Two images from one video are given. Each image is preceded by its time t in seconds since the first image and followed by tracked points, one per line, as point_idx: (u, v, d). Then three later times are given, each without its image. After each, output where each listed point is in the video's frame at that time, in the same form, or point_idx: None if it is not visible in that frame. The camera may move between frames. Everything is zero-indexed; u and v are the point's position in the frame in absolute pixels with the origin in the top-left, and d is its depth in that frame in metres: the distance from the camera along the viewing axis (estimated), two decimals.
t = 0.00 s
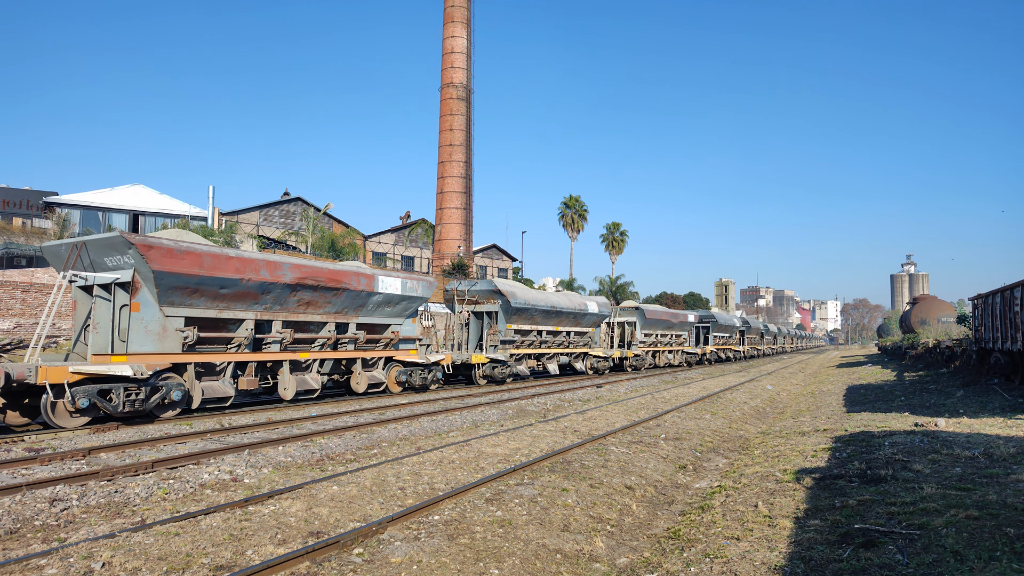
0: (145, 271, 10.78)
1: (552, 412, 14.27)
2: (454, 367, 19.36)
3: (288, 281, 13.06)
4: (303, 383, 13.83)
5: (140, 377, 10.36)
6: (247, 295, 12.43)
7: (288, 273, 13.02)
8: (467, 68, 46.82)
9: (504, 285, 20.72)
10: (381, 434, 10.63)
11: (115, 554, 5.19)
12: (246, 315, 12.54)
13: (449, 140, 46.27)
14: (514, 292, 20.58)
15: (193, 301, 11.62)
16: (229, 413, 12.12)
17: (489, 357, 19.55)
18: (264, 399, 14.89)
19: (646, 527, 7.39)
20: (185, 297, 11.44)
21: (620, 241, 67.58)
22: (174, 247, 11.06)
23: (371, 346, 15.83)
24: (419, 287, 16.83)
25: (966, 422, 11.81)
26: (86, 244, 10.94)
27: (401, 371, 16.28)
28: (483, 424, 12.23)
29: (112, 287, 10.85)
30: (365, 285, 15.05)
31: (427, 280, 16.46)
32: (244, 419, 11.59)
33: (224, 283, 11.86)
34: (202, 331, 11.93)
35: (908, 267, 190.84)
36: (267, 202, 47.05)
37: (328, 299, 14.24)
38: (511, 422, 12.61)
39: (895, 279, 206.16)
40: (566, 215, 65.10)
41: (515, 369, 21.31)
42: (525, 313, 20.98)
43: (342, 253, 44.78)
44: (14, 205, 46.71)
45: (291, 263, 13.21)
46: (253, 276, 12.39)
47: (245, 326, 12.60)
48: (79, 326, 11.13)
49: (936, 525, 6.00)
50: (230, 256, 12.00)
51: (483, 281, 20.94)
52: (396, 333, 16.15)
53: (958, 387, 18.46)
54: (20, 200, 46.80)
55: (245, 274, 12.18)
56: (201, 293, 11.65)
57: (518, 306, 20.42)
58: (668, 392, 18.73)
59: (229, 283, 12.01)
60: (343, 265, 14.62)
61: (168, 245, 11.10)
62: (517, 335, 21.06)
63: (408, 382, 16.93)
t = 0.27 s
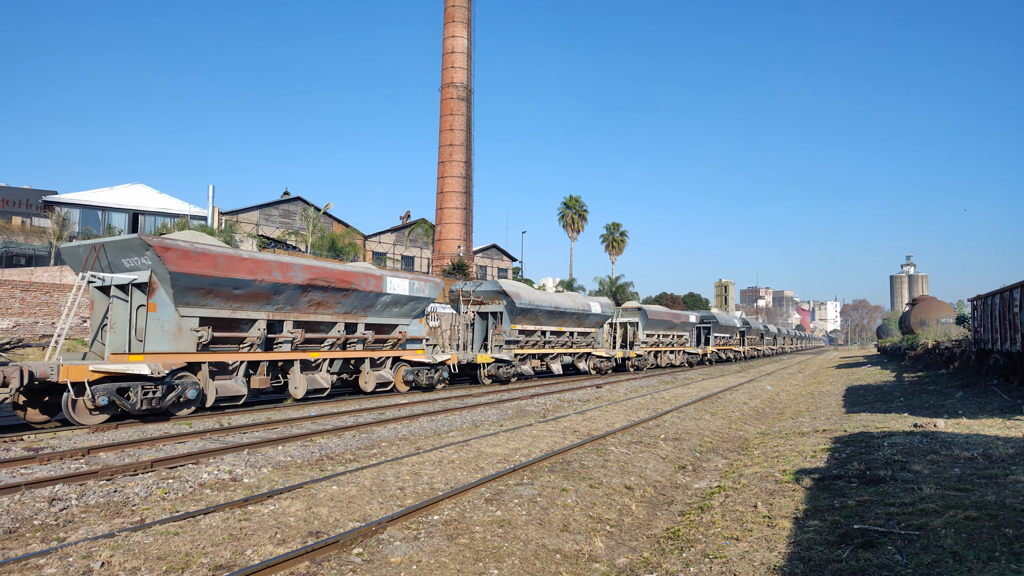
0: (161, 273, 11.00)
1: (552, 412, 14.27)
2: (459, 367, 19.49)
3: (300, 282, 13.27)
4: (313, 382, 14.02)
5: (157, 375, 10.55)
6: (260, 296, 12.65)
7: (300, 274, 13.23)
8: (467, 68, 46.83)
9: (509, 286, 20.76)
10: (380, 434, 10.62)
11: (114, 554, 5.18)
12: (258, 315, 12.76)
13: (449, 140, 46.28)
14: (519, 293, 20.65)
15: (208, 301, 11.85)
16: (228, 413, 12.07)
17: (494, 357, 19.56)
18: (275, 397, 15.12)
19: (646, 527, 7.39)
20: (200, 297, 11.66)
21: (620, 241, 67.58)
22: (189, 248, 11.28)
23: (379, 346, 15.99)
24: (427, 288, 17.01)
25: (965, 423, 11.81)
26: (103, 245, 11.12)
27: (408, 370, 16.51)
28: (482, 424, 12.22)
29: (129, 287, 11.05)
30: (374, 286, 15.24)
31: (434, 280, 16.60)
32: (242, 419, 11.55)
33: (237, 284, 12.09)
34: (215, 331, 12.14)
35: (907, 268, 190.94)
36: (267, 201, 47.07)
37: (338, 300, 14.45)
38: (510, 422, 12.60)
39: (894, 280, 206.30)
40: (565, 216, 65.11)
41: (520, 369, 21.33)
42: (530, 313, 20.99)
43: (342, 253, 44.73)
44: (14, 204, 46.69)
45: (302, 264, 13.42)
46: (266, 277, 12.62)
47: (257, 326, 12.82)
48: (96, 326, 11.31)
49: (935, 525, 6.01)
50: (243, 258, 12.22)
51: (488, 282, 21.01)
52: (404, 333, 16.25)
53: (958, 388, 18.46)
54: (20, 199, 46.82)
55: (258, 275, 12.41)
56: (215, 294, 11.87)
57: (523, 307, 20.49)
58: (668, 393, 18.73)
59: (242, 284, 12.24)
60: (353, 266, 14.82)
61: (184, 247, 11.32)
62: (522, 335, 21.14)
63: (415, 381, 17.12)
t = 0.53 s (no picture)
0: (177, 273, 11.22)
1: (551, 412, 14.25)
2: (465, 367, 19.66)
3: (310, 282, 13.50)
4: (323, 381, 14.21)
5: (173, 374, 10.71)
6: (272, 296, 12.88)
7: (310, 275, 13.46)
8: (467, 68, 46.83)
9: (514, 287, 20.87)
10: (380, 434, 10.60)
11: (113, 553, 5.18)
12: (270, 315, 12.97)
13: (448, 140, 46.28)
14: (523, 293, 20.70)
15: (222, 302, 12.06)
16: (227, 413, 12.00)
17: (499, 357, 19.83)
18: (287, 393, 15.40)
19: (646, 527, 7.39)
20: (214, 298, 11.88)
21: (619, 241, 67.60)
22: (204, 250, 11.48)
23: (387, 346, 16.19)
24: (433, 288, 17.23)
25: (964, 423, 11.82)
26: (122, 246, 11.44)
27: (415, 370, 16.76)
28: (482, 424, 12.21)
29: (146, 288, 11.32)
30: (382, 286, 15.47)
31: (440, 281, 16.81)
32: (241, 419, 11.51)
33: (251, 285, 12.31)
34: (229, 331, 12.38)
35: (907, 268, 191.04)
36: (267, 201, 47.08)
37: (348, 300, 14.67)
38: (510, 422, 12.59)
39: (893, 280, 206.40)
40: (565, 216, 65.12)
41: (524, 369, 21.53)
42: (534, 313, 21.10)
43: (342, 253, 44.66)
44: (13, 203, 46.65)
45: (313, 265, 13.64)
46: (278, 278, 12.85)
47: (269, 326, 13.03)
48: (111, 325, 11.56)
49: (934, 525, 6.01)
50: (256, 259, 12.44)
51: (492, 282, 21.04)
52: (412, 333, 16.54)
53: (957, 389, 18.48)
54: (19, 198, 46.81)
55: (271, 276, 12.63)
56: (229, 295, 12.09)
57: (527, 307, 20.55)
58: (667, 393, 18.73)
59: (255, 284, 12.46)
60: (361, 267, 15.04)
61: (199, 248, 11.54)
62: (526, 335, 21.28)
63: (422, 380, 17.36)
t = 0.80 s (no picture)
0: (192, 276, 11.47)
1: (551, 412, 14.25)
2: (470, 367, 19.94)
3: (320, 284, 13.74)
4: (333, 380, 14.56)
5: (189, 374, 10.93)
6: (283, 298, 13.11)
7: (320, 276, 13.70)
8: (466, 68, 46.80)
9: (518, 287, 21.05)
10: (379, 434, 10.60)
11: (113, 554, 5.18)
12: (282, 317, 13.20)
13: (447, 140, 46.26)
14: (528, 294, 20.90)
15: (234, 303, 12.30)
16: (227, 413, 12.04)
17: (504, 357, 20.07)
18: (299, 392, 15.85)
19: (646, 527, 7.39)
20: (228, 299, 12.11)
21: (619, 241, 67.61)
22: (218, 253, 11.73)
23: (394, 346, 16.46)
24: (439, 289, 17.44)
25: (964, 422, 11.80)
26: (138, 250, 11.72)
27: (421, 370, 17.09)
28: (482, 424, 12.21)
29: (161, 290, 11.65)
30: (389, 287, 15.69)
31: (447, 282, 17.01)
32: (242, 419, 11.53)
33: (263, 287, 12.55)
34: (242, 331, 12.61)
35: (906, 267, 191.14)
36: (266, 201, 47.09)
37: (356, 302, 14.90)
38: (509, 421, 12.58)
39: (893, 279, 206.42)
40: (564, 215, 65.13)
41: (528, 368, 21.75)
42: (538, 314, 21.28)
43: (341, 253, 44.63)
44: (12, 204, 46.62)
45: (323, 267, 13.89)
46: (290, 280, 13.09)
47: (280, 327, 13.23)
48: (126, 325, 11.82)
49: (933, 524, 6.01)
50: (268, 261, 12.68)
51: (498, 283, 21.33)
52: (418, 333, 16.80)
53: (956, 387, 18.48)
54: (18, 198, 46.77)
55: (282, 277, 12.88)
56: (241, 296, 12.33)
57: (531, 307, 20.77)
58: (667, 392, 18.73)
59: (267, 286, 12.71)
60: (369, 268, 15.28)
61: (213, 251, 11.78)
62: (530, 335, 21.43)
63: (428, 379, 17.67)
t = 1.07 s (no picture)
0: (206, 276, 11.69)
1: (550, 412, 14.24)
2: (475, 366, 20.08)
3: (330, 285, 13.97)
4: (342, 380, 14.89)
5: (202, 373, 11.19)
6: (294, 298, 13.35)
7: (330, 277, 13.93)
8: (466, 68, 46.78)
9: (522, 288, 21.31)
10: (379, 434, 10.59)
11: (111, 554, 5.16)
12: (292, 317, 13.45)
13: (446, 140, 46.24)
14: (531, 294, 21.12)
15: (246, 303, 12.54)
16: (225, 413, 12.02)
17: (509, 357, 20.15)
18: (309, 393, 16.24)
19: (645, 527, 7.38)
20: (240, 300, 12.36)
21: (618, 241, 67.61)
22: (231, 254, 11.97)
23: (400, 346, 16.71)
24: (445, 290, 17.62)
25: (962, 422, 11.81)
26: (153, 252, 11.86)
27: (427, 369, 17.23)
28: (481, 423, 12.21)
29: (175, 291, 11.84)
30: (397, 288, 15.90)
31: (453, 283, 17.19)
32: (240, 418, 11.52)
33: (274, 287, 12.78)
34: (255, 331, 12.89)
35: (905, 268, 191.41)
36: (265, 201, 47.05)
37: (364, 302, 15.12)
38: (509, 421, 12.58)
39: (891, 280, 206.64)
40: (563, 215, 65.12)
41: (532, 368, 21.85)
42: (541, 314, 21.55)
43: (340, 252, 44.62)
44: (10, 202, 46.49)
45: (332, 268, 14.11)
46: (300, 280, 13.33)
47: (290, 327, 13.49)
48: (140, 325, 11.94)
49: (932, 525, 6.01)
50: (279, 262, 12.92)
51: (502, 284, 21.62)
52: (424, 334, 17.05)
53: (955, 388, 18.51)
54: (17, 197, 46.68)
55: (293, 278, 13.11)
56: (253, 296, 12.57)
57: (535, 307, 20.99)
58: (666, 392, 18.73)
59: (278, 286, 12.94)
60: (377, 269, 15.49)
61: (225, 252, 12.01)
62: (534, 335, 21.60)
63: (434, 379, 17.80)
